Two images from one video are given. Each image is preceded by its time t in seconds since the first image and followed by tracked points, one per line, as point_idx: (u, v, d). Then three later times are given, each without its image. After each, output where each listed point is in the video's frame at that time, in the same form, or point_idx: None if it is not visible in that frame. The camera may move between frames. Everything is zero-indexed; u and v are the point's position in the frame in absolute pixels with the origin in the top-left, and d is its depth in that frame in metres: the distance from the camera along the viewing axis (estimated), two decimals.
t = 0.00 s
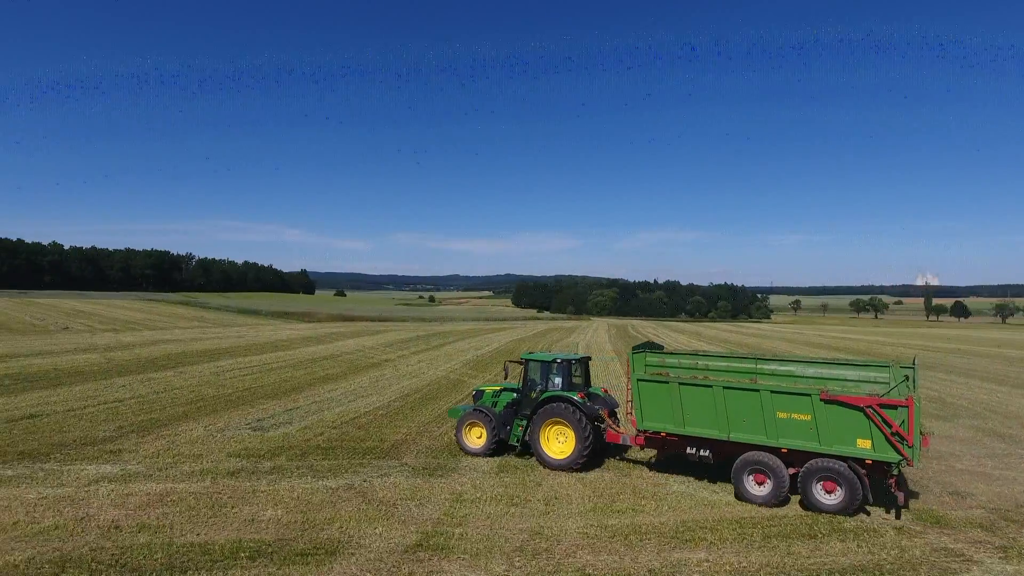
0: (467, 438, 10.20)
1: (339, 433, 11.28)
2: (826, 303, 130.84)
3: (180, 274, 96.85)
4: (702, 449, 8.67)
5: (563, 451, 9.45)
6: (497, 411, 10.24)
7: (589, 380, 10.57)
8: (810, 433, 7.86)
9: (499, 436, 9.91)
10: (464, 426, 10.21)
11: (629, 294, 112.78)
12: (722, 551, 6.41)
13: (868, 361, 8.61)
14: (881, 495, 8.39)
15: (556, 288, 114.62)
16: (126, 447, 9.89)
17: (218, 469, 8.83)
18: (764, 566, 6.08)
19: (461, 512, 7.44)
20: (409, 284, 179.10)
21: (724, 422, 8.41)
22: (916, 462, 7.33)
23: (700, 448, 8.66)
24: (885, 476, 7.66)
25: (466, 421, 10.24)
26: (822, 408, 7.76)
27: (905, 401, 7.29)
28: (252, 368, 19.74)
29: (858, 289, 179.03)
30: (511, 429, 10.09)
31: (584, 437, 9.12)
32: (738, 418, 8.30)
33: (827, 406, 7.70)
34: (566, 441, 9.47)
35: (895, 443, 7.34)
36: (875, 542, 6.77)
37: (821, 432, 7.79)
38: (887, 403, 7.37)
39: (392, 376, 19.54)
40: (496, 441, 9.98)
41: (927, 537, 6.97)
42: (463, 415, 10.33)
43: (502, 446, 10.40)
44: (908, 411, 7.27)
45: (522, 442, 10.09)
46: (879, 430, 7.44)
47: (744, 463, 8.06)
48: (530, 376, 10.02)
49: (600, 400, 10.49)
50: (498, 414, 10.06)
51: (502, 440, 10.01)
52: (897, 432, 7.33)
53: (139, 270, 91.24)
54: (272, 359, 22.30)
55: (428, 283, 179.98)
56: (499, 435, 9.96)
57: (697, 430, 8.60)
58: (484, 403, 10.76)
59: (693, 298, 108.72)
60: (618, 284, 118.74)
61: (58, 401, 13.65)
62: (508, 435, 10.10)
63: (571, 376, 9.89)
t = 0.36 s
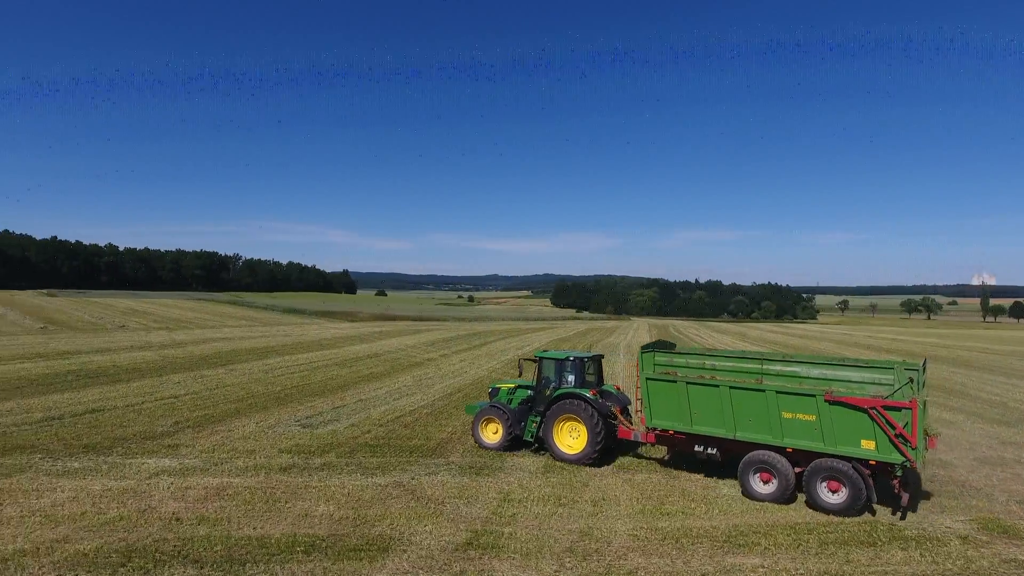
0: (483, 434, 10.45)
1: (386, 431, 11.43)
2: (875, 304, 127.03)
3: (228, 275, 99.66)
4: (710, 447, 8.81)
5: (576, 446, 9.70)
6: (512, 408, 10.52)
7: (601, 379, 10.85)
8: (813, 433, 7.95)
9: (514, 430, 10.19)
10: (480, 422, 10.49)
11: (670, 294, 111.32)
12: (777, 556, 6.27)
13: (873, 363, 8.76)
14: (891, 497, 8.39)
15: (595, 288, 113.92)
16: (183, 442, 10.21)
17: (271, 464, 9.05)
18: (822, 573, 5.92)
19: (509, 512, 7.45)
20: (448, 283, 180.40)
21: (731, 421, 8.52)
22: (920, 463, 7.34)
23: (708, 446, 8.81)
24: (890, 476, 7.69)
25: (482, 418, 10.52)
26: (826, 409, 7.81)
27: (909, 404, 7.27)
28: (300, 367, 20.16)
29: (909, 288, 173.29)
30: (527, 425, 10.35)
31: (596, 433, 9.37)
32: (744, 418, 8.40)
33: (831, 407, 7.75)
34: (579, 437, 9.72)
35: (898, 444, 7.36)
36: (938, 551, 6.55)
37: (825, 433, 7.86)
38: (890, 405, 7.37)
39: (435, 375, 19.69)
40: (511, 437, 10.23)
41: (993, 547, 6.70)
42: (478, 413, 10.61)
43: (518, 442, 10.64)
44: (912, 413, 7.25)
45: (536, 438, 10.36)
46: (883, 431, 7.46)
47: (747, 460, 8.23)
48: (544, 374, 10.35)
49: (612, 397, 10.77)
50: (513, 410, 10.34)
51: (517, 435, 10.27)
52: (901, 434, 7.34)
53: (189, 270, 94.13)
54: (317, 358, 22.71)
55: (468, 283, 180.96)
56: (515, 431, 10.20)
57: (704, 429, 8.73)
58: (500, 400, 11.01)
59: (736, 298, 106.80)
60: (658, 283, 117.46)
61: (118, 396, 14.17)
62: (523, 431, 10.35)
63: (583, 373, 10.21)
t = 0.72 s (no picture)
0: (493, 429, 10.67)
1: (424, 429, 11.50)
2: (913, 304, 123.91)
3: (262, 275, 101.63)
4: (710, 444, 8.99)
5: (584, 442, 9.88)
6: (522, 404, 10.71)
7: (610, 376, 10.99)
8: (811, 431, 8.12)
9: (524, 426, 10.39)
10: (490, 418, 10.70)
11: (701, 294, 110.12)
12: (828, 561, 6.15)
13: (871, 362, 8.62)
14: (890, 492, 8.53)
15: (626, 288, 113.23)
16: (228, 438, 10.42)
17: (314, 462, 9.18)
18: None
19: (551, 511, 7.44)
20: (477, 284, 181.00)
21: (731, 419, 8.68)
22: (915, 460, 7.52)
23: (709, 443, 9.00)
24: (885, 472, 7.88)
25: (492, 413, 10.73)
26: (823, 407, 7.98)
27: (903, 402, 7.45)
28: (336, 366, 20.45)
29: (950, 288, 168.53)
30: (536, 421, 10.54)
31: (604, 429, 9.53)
32: (744, 416, 8.56)
33: (828, 405, 7.92)
34: (587, 433, 9.89)
35: (893, 441, 7.53)
36: (996, 558, 6.36)
37: (822, 431, 8.03)
38: (885, 404, 7.54)
39: (469, 374, 19.76)
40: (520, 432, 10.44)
41: None
42: (488, 408, 10.82)
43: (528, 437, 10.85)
44: (906, 410, 7.43)
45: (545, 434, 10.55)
46: (877, 429, 7.63)
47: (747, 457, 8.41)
48: (554, 371, 10.51)
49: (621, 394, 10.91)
50: (523, 406, 10.54)
51: (526, 431, 10.47)
52: (895, 431, 7.52)
53: (225, 270, 96.09)
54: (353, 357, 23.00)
55: (497, 283, 181.32)
56: (523, 426, 10.40)
57: (705, 427, 8.90)
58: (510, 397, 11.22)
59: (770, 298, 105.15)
60: (690, 283, 116.24)
61: (162, 394, 14.53)
62: (532, 427, 10.55)
63: (592, 371, 10.34)
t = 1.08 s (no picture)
0: (492, 426, 10.88)
1: (451, 429, 11.54)
2: (935, 303, 122.42)
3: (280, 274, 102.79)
4: (703, 438, 9.21)
5: (582, 438, 10.10)
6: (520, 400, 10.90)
7: (607, 372, 11.13)
8: (798, 426, 8.29)
9: (523, 422, 10.61)
10: (489, 414, 10.91)
11: (718, 293, 109.47)
12: (868, 564, 6.08)
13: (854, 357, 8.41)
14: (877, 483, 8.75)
15: (642, 288, 112.87)
16: (258, 437, 10.53)
17: (346, 460, 9.25)
18: None
19: (584, 511, 7.43)
20: (492, 284, 181.41)
21: (722, 414, 8.88)
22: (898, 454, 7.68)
23: (701, 437, 9.21)
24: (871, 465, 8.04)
25: (491, 410, 10.94)
26: (810, 402, 8.15)
27: (885, 397, 7.61)
28: (359, 365, 20.61)
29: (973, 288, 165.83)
30: (535, 417, 10.76)
31: (602, 425, 9.76)
32: (734, 410, 8.77)
33: (813, 401, 8.11)
34: (585, 429, 10.12)
35: (876, 436, 7.69)
36: None
37: (809, 425, 8.20)
38: (869, 399, 7.70)
39: (490, 373, 19.78)
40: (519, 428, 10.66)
41: None
42: (487, 404, 11.03)
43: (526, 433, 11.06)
44: (888, 406, 7.59)
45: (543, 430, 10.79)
46: (862, 423, 7.79)
47: (738, 449, 8.64)
48: (551, 368, 10.67)
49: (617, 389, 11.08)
50: (521, 402, 10.75)
51: (525, 426, 10.70)
52: (879, 426, 7.67)
53: (244, 270, 97.10)
54: (374, 357, 23.15)
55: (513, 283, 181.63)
56: (522, 422, 10.64)
57: (697, 421, 9.10)
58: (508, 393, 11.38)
59: (789, 298, 104.24)
60: (707, 283, 115.55)
61: (190, 392, 14.72)
62: (531, 422, 10.78)
63: (589, 368, 10.47)
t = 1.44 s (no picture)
0: (484, 421, 11.24)
1: (471, 428, 11.57)
2: (946, 303, 121.51)
3: (289, 274, 103.24)
4: (688, 431, 9.63)
5: (572, 432, 10.47)
6: (511, 396, 11.29)
7: (595, 369, 11.57)
8: (778, 418, 8.75)
9: (514, 418, 10.97)
10: (481, 409, 11.28)
11: (727, 293, 109.02)
12: (904, 564, 6.06)
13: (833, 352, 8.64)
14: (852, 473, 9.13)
15: (651, 288, 112.53)
16: (281, 436, 10.57)
17: (370, 459, 9.27)
18: None
19: (613, 511, 7.44)
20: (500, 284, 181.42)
21: (706, 408, 9.33)
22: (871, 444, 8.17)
23: (687, 430, 9.63)
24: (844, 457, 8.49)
25: (482, 405, 11.31)
26: (789, 396, 8.62)
27: (860, 391, 8.09)
28: (374, 365, 20.63)
29: (984, 287, 164.46)
30: (525, 412, 11.13)
31: (591, 420, 10.14)
32: (718, 404, 9.21)
33: (793, 394, 8.57)
34: (575, 423, 10.49)
35: (851, 427, 8.17)
36: None
37: (788, 418, 8.66)
38: (844, 392, 8.17)
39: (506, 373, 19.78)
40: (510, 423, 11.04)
41: None
42: (480, 400, 11.40)
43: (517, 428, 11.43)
44: (863, 399, 8.07)
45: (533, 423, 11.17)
46: (838, 416, 8.27)
47: (720, 441, 9.04)
48: (542, 365, 11.09)
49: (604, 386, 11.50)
50: (512, 398, 11.13)
51: (516, 422, 11.07)
52: (853, 418, 8.15)
53: (253, 270, 97.43)
54: (388, 357, 23.18)
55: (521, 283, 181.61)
56: (513, 417, 11.00)
57: (683, 415, 9.55)
58: (500, 389, 11.78)
59: (798, 297, 103.69)
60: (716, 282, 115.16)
61: (209, 391, 14.78)
62: (522, 418, 11.15)
63: (578, 364, 10.92)
